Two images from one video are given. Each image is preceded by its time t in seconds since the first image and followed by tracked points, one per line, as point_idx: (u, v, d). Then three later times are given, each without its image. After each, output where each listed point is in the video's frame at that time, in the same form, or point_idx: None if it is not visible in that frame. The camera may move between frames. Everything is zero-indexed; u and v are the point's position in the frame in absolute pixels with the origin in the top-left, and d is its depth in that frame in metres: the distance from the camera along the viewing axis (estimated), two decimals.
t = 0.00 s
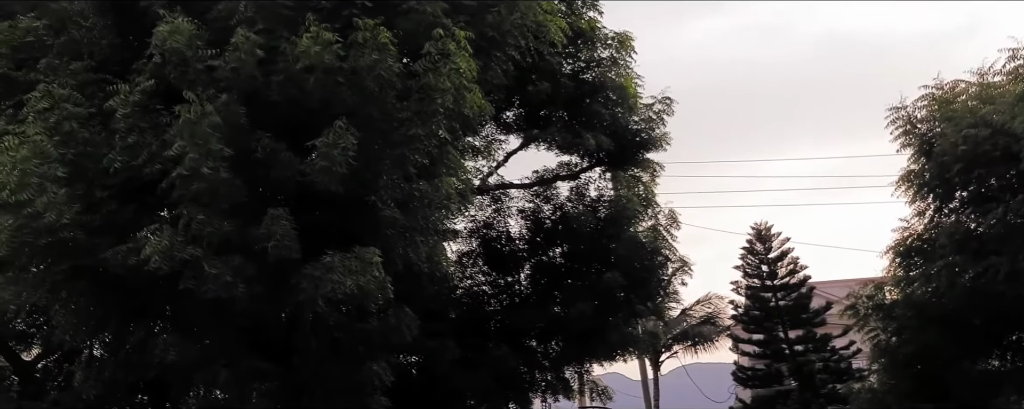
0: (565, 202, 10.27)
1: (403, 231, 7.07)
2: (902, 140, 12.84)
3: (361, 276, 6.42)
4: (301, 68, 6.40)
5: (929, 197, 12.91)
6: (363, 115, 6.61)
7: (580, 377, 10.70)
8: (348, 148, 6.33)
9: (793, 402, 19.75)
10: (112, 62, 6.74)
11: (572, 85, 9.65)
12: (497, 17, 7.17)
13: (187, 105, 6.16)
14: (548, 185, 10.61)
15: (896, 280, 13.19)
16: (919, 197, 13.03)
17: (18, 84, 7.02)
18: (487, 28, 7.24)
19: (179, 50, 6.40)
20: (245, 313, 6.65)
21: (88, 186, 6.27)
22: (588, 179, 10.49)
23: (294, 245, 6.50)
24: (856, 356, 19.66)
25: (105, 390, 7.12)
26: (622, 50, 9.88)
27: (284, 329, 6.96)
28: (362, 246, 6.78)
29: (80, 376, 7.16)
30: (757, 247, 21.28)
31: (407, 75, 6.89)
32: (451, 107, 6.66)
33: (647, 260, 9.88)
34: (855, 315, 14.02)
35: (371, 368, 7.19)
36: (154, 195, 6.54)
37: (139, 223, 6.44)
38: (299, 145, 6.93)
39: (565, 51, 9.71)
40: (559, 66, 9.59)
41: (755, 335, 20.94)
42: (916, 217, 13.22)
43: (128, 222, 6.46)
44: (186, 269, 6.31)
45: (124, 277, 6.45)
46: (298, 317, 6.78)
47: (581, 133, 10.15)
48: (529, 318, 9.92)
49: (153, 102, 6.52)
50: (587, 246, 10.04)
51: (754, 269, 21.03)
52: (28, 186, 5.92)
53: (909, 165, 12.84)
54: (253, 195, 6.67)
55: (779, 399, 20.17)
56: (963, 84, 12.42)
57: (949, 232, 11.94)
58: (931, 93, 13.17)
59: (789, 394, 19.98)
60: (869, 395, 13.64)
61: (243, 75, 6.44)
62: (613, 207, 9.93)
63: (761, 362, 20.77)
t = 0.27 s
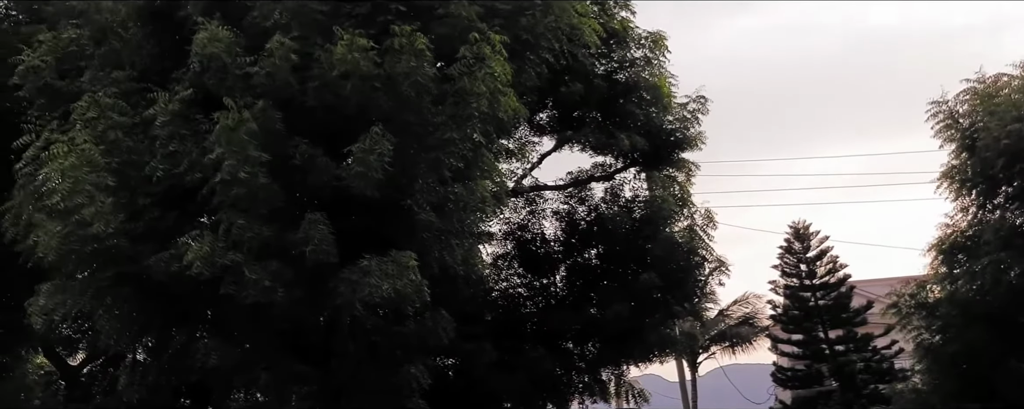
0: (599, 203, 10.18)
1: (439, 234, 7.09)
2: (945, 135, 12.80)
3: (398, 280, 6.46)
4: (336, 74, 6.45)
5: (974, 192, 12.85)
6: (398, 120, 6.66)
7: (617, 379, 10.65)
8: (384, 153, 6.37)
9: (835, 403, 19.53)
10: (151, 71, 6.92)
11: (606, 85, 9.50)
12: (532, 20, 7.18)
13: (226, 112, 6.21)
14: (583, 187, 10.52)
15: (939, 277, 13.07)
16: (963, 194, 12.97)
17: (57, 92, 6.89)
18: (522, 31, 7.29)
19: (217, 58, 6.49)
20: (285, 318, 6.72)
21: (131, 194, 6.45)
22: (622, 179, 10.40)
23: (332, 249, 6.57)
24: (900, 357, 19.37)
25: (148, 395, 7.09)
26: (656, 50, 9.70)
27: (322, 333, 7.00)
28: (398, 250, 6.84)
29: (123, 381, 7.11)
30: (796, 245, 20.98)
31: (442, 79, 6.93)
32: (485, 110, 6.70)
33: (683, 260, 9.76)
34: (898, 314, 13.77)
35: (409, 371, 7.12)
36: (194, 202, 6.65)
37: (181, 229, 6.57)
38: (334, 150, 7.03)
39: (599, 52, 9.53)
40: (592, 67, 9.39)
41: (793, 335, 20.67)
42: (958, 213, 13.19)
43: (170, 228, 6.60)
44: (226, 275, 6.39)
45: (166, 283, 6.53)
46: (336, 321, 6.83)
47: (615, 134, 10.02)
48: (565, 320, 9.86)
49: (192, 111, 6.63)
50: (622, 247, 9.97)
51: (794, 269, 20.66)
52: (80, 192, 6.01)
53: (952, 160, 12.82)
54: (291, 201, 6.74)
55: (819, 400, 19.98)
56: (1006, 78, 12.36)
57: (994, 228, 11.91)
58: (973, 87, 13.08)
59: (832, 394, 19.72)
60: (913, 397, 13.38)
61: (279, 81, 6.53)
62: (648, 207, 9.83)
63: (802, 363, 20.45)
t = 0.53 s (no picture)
0: (635, 204, 10.10)
1: (476, 238, 7.09)
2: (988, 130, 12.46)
3: (436, 284, 6.52)
4: (369, 80, 6.50)
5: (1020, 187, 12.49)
6: (434, 125, 6.69)
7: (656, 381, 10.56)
8: (420, 158, 6.41)
9: (880, 403, 19.30)
10: (192, 81, 6.96)
11: (641, 86, 9.27)
12: (567, 23, 7.19)
13: (266, 119, 6.28)
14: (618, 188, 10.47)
15: (986, 274, 12.74)
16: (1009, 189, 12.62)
17: (100, 104, 7.06)
18: (556, 34, 7.28)
19: (255, 67, 6.57)
20: (326, 323, 6.79)
21: (175, 202, 6.56)
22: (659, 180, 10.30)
23: (371, 253, 6.60)
24: (942, 354, 19.10)
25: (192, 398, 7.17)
26: (691, 50, 9.46)
27: (362, 335, 7.07)
28: (436, 254, 6.86)
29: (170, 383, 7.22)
30: (836, 245, 20.78)
31: (478, 83, 6.95)
32: (521, 114, 6.66)
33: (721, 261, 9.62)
34: (944, 313, 13.46)
35: (447, 373, 7.12)
36: (235, 209, 6.75)
37: (222, 235, 6.69)
38: (371, 155, 7.06)
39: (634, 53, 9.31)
40: (628, 69, 9.17)
41: (834, 335, 20.40)
42: (1005, 209, 12.85)
43: (212, 234, 6.72)
44: (267, 281, 6.47)
45: (209, 289, 6.62)
46: (375, 325, 6.90)
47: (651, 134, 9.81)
48: (606, 319, 9.80)
49: (230, 119, 6.69)
50: (659, 248, 9.87)
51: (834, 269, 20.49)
52: (127, 200, 6.16)
53: (998, 156, 12.47)
54: (329, 207, 6.82)
55: (863, 399, 19.64)
56: None
57: None
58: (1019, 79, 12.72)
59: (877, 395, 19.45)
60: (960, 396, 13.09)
61: (316, 89, 6.61)
62: (684, 207, 9.73)
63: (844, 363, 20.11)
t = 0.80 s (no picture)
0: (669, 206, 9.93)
1: (509, 241, 7.07)
2: None
3: (469, 288, 6.50)
4: (401, 85, 6.56)
5: None
6: (467, 129, 6.72)
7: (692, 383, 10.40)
8: (452, 162, 6.43)
9: (922, 406, 19.00)
10: (228, 90, 7.08)
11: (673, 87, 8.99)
12: (599, 25, 7.21)
13: (301, 125, 6.34)
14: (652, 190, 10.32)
15: None
16: None
17: (139, 113, 7.13)
18: (588, 36, 7.31)
19: (288, 76, 6.63)
20: (361, 327, 6.82)
21: (213, 209, 6.65)
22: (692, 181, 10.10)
23: (406, 258, 6.63)
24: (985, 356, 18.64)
25: (233, 401, 7.46)
26: (723, 50, 9.30)
27: (396, 340, 7.09)
28: (469, 257, 6.87)
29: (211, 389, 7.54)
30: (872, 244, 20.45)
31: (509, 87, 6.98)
32: (553, 116, 6.67)
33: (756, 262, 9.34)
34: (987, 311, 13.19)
35: (482, 377, 7.09)
36: (271, 215, 6.81)
37: (259, 242, 6.76)
38: (404, 160, 7.11)
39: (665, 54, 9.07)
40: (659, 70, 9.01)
41: (872, 335, 20.14)
42: None
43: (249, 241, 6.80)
44: (303, 286, 6.54)
45: (246, 294, 6.68)
46: (410, 329, 6.92)
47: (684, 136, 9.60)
48: (640, 321, 9.65)
49: (266, 127, 6.79)
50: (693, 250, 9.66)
51: (871, 269, 20.17)
52: (166, 208, 6.24)
53: None
54: (364, 212, 6.87)
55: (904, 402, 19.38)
56: None
57: None
58: None
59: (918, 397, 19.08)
60: (1004, 398, 12.77)
61: (349, 96, 6.67)
62: (717, 208, 9.44)
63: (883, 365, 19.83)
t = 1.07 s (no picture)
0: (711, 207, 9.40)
1: (550, 245, 7.06)
2: None
3: (512, 291, 6.48)
4: (441, 90, 6.58)
5: None
6: (506, 133, 6.76)
7: (737, 387, 9.77)
8: (493, 166, 6.46)
9: None
10: (271, 98, 7.18)
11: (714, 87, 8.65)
12: (636, 27, 7.17)
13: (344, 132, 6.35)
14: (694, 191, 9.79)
15: None
16: None
17: (187, 123, 7.29)
18: (626, 38, 7.28)
19: (328, 85, 6.65)
20: (404, 331, 6.90)
21: (257, 217, 6.70)
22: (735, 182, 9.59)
23: (448, 262, 6.66)
24: None
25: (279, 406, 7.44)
26: (765, 49, 8.88)
27: (440, 344, 7.15)
28: (511, 261, 6.89)
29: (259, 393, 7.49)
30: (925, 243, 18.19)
31: (547, 91, 6.94)
32: (592, 119, 6.65)
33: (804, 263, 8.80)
34: None
35: (525, 381, 7.00)
36: (315, 222, 6.96)
37: (302, 248, 6.85)
38: (445, 165, 7.16)
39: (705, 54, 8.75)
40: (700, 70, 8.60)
41: (921, 338, 18.50)
42: None
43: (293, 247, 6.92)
44: (346, 292, 6.59)
45: (292, 300, 6.74)
46: (453, 333, 6.95)
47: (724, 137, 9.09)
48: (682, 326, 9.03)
49: (308, 135, 6.88)
50: (738, 251, 9.06)
51: (920, 268, 18.20)
52: (213, 216, 6.31)
53: None
54: (408, 217, 6.90)
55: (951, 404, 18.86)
56: None
57: None
58: None
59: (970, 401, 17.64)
60: None
61: (388, 103, 6.68)
62: (762, 208, 8.93)
63: (933, 366, 18.40)
